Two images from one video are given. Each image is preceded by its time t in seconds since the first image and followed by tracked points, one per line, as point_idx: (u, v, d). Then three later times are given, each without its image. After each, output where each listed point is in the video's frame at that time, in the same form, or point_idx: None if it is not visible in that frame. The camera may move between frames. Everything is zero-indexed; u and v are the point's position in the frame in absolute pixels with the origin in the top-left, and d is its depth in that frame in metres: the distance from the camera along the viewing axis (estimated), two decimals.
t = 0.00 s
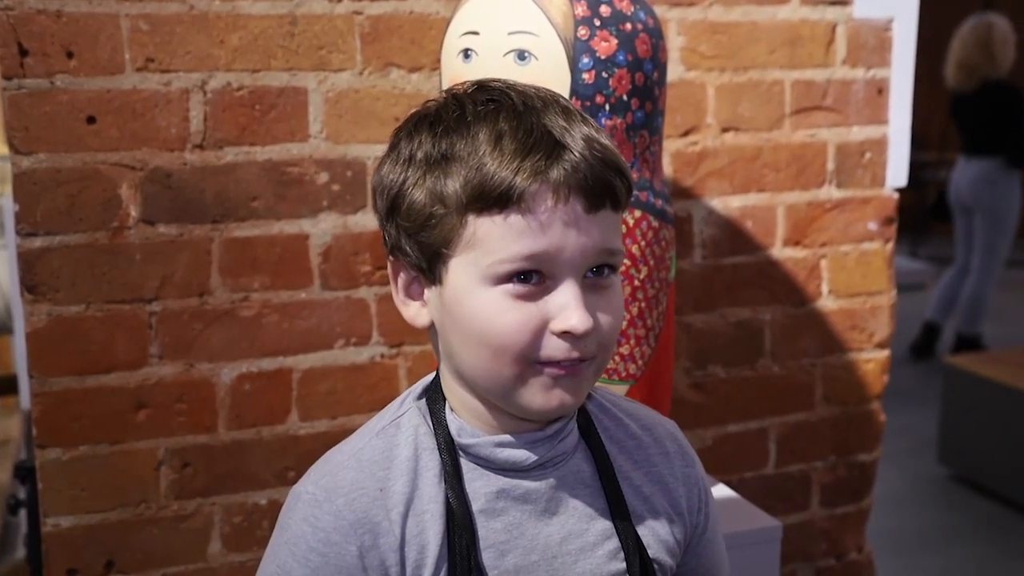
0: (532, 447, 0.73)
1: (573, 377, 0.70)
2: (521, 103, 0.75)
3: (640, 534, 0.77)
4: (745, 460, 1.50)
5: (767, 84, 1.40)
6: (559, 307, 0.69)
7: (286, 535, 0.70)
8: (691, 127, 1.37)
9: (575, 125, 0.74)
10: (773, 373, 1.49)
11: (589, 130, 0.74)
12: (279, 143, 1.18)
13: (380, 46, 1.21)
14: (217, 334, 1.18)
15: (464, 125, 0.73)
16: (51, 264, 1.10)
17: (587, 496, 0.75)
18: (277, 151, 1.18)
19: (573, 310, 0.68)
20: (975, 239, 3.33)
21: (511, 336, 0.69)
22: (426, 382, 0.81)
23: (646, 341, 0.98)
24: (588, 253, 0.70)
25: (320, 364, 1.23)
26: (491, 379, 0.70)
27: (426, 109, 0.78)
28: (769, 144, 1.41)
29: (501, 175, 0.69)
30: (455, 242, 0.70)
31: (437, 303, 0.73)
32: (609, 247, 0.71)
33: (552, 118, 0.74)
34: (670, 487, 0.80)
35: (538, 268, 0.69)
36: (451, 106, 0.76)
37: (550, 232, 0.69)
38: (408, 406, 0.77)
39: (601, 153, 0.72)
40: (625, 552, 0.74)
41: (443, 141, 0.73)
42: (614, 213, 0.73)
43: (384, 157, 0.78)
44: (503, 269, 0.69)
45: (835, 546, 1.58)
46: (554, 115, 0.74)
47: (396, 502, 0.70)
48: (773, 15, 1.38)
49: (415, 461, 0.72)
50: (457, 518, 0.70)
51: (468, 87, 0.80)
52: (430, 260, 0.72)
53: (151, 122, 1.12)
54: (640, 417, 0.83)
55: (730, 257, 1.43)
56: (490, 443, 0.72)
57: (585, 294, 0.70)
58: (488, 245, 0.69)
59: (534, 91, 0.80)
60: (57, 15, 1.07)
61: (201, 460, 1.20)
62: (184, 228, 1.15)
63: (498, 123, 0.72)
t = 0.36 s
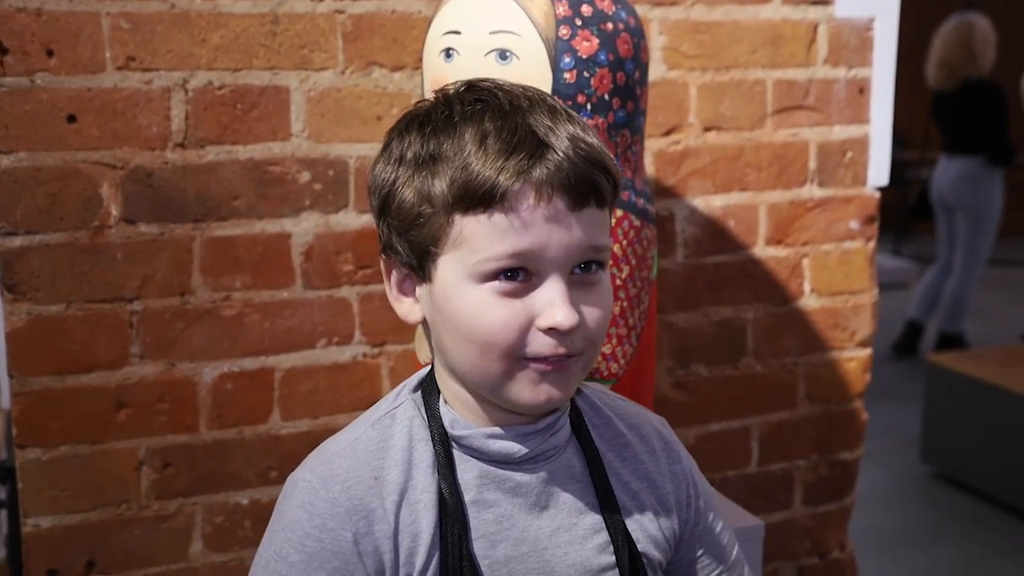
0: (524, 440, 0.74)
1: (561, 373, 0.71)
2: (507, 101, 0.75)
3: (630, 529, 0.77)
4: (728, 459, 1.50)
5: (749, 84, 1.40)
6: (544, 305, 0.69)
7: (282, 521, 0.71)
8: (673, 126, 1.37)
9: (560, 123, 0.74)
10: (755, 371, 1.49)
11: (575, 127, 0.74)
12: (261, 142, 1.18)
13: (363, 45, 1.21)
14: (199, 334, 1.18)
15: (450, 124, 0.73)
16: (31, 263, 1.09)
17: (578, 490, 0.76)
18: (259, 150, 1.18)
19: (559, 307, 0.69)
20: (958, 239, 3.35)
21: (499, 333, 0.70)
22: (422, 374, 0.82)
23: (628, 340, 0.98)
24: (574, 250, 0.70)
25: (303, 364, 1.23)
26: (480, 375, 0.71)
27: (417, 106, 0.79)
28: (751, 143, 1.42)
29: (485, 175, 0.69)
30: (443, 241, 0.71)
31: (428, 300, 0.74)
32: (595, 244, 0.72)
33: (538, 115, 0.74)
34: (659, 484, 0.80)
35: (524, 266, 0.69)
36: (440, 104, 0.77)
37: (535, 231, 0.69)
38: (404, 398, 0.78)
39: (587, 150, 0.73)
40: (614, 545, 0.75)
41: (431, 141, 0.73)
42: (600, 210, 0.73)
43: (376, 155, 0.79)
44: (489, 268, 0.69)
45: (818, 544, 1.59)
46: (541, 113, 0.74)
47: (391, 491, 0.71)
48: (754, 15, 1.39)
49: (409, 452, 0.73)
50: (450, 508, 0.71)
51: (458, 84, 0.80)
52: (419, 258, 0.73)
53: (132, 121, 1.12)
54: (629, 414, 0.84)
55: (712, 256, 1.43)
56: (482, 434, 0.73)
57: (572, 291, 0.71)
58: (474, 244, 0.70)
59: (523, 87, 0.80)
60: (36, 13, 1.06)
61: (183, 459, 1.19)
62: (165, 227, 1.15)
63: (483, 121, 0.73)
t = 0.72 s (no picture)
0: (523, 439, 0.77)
1: (565, 381, 0.73)
2: (505, 113, 0.77)
3: (626, 530, 0.79)
4: (712, 462, 1.50)
5: (733, 87, 1.40)
6: (548, 316, 0.72)
7: (280, 512, 0.74)
8: (657, 129, 1.37)
9: (557, 134, 0.76)
10: (740, 374, 1.49)
11: (572, 137, 0.76)
12: (244, 144, 1.17)
13: (346, 47, 1.20)
14: (181, 336, 1.17)
15: (450, 138, 0.75)
16: (10, 265, 1.09)
17: (575, 490, 0.78)
18: (242, 152, 1.17)
19: (562, 319, 0.72)
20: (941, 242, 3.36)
21: (504, 344, 0.72)
22: (426, 374, 0.85)
23: (612, 343, 0.98)
24: (575, 262, 0.73)
25: (287, 367, 1.23)
26: (486, 384, 0.74)
27: (416, 116, 0.81)
28: (736, 146, 1.42)
29: (487, 191, 0.71)
30: (447, 254, 0.73)
31: (433, 309, 0.76)
32: (595, 254, 0.74)
33: (536, 126, 0.76)
34: (657, 487, 0.82)
35: (527, 280, 0.72)
36: (439, 115, 0.78)
37: (536, 245, 0.71)
38: (407, 396, 0.81)
39: (584, 161, 0.74)
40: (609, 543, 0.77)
41: (432, 155, 0.75)
42: (599, 219, 0.75)
43: (377, 165, 0.80)
44: (493, 283, 0.72)
45: (802, 547, 1.59)
46: (538, 124, 0.76)
47: (387, 487, 0.74)
48: (738, 18, 1.39)
49: (408, 448, 0.76)
50: (446, 505, 0.74)
51: (455, 93, 0.82)
52: (424, 270, 0.75)
53: (113, 123, 1.11)
54: (630, 419, 0.86)
55: (697, 259, 1.43)
56: (481, 433, 0.76)
57: (574, 301, 0.73)
58: (478, 258, 0.72)
59: (519, 94, 0.81)
60: (17, 14, 1.06)
61: (165, 463, 1.19)
62: (147, 229, 1.14)
63: (483, 135, 0.75)
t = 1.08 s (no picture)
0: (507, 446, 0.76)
1: (553, 381, 0.72)
2: (490, 114, 0.76)
3: (611, 536, 0.79)
4: (701, 466, 1.50)
5: (722, 91, 1.40)
6: (537, 315, 0.71)
7: (262, 527, 0.73)
8: (646, 133, 1.37)
9: (543, 134, 0.75)
10: (728, 378, 1.49)
11: (558, 138, 0.76)
12: (231, 147, 1.17)
13: (335, 50, 1.20)
14: (169, 340, 1.17)
15: (436, 138, 0.74)
16: None
17: (560, 496, 0.78)
18: (229, 155, 1.17)
19: (551, 317, 0.71)
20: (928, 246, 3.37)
21: (492, 344, 0.71)
22: (406, 384, 0.83)
23: (601, 347, 0.98)
24: (563, 260, 0.72)
25: (274, 371, 1.22)
26: (474, 386, 0.73)
27: (398, 119, 0.80)
28: (724, 150, 1.42)
29: (476, 189, 0.70)
30: (434, 254, 0.72)
31: (418, 312, 0.75)
32: (582, 252, 0.74)
33: (522, 127, 0.75)
34: (643, 491, 0.82)
35: (516, 277, 0.71)
36: (422, 117, 0.78)
37: (526, 243, 0.71)
38: (388, 406, 0.80)
39: (571, 161, 0.74)
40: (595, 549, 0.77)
41: (418, 156, 0.74)
42: (586, 219, 0.75)
43: (359, 170, 0.79)
44: (482, 281, 0.71)
45: (791, 551, 1.59)
46: (523, 125, 0.76)
47: (370, 497, 0.73)
48: (727, 22, 1.39)
49: (390, 458, 0.75)
50: (430, 514, 0.73)
51: (437, 96, 0.81)
52: (410, 271, 0.74)
53: (101, 125, 1.11)
54: (615, 423, 0.85)
55: (686, 263, 1.43)
56: (464, 441, 0.75)
57: (562, 300, 0.72)
58: (466, 257, 0.71)
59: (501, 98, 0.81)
60: (4, 16, 1.05)
61: (152, 467, 1.18)
62: (134, 233, 1.13)
63: (469, 135, 0.74)
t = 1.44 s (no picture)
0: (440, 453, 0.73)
1: (480, 383, 0.71)
2: (427, 110, 0.74)
3: (547, 541, 0.76)
4: (692, 469, 1.51)
5: (713, 94, 1.41)
6: (465, 315, 0.69)
7: (184, 543, 0.68)
8: (637, 135, 1.37)
9: (480, 132, 0.74)
10: (720, 381, 1.50)
11: (495, 137, 0.74)
12: (223, 150, 1.17)
13: (326, 53, 1.20)
14: (159, 343, 1.16)
15: (369, 132, 0.72)
16: None
17: (494, 503, 0.74)
18: (221, 158, 1.17)
19: (479, 316, 0.69)
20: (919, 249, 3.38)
21: (419, 342, 0.69)
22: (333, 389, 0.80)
23: (593, 350, 0.98)
24: (495, 259, 0.70)
25: (265, 373, 1.22)
26: (399, 386, 0.71)
27: (332, 112, 0.78)
28: (716, 153, 1.42)
29: (407, 184, 0.69)
30: (363, 250, 0.70)
31: (345, 309, 0.73)
32: (515, 253, 0.72)
33: (458, 124, 0.74)
34: (578, 494, 0.79)
35: (444, 275, 0.69)
36: (357, 111, 0.76)
37: (456, 240, 0.69)
38: (316, 414, 0.75)
39: (507, 160, 0.73)
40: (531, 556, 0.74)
41: (350, 149, 0.72)
42: (520, 220, 0.73)
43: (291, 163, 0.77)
44: (409, 277, 0.69)
45: (782, 554, 1.59)
46: (461, 122, 0.74)
47: (298, 508, 0.69)
48: (718, 25, 1.39)
49: (319, 467, 0.71)
50: (360, 525, 0.69)
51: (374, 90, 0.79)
52: (337, 267, 0.72)
53: (92, 128, 1.10)
54: (549, 425, 0.83)
55: (677, 266, 1.43)
56: (393, 449, 0.72)
57: (492, 300, 0.71)
58: (395, 252, 0.69)
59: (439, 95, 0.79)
60: None
61: (143, 470, 1.18)
62: (125, 235, 1.13)
63: (404, 130, 0.72)
